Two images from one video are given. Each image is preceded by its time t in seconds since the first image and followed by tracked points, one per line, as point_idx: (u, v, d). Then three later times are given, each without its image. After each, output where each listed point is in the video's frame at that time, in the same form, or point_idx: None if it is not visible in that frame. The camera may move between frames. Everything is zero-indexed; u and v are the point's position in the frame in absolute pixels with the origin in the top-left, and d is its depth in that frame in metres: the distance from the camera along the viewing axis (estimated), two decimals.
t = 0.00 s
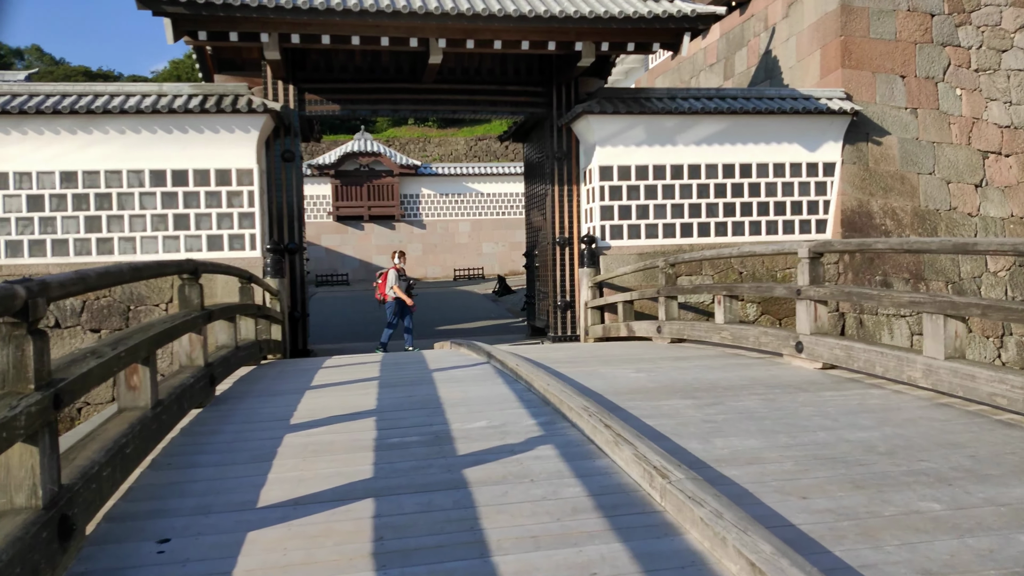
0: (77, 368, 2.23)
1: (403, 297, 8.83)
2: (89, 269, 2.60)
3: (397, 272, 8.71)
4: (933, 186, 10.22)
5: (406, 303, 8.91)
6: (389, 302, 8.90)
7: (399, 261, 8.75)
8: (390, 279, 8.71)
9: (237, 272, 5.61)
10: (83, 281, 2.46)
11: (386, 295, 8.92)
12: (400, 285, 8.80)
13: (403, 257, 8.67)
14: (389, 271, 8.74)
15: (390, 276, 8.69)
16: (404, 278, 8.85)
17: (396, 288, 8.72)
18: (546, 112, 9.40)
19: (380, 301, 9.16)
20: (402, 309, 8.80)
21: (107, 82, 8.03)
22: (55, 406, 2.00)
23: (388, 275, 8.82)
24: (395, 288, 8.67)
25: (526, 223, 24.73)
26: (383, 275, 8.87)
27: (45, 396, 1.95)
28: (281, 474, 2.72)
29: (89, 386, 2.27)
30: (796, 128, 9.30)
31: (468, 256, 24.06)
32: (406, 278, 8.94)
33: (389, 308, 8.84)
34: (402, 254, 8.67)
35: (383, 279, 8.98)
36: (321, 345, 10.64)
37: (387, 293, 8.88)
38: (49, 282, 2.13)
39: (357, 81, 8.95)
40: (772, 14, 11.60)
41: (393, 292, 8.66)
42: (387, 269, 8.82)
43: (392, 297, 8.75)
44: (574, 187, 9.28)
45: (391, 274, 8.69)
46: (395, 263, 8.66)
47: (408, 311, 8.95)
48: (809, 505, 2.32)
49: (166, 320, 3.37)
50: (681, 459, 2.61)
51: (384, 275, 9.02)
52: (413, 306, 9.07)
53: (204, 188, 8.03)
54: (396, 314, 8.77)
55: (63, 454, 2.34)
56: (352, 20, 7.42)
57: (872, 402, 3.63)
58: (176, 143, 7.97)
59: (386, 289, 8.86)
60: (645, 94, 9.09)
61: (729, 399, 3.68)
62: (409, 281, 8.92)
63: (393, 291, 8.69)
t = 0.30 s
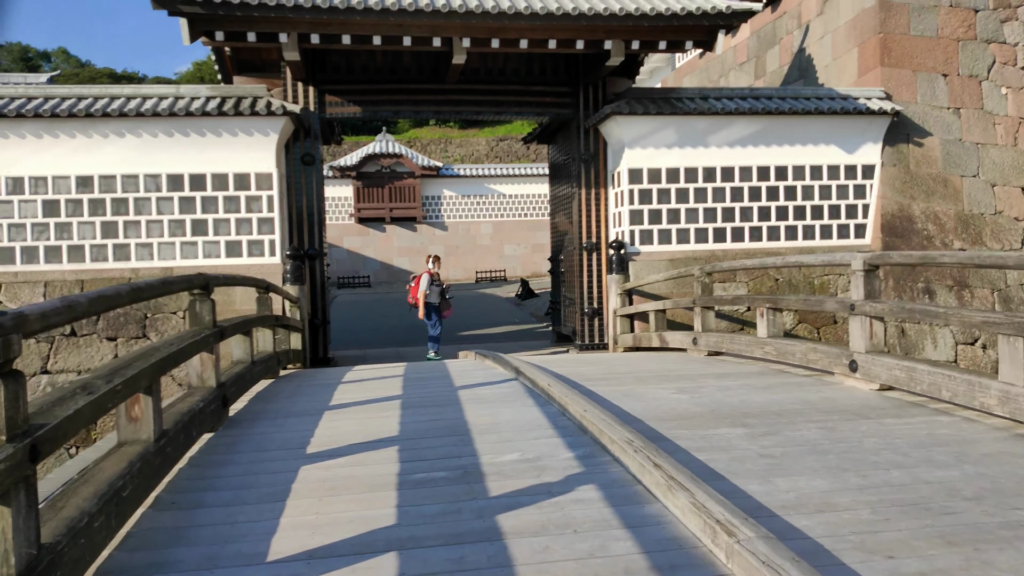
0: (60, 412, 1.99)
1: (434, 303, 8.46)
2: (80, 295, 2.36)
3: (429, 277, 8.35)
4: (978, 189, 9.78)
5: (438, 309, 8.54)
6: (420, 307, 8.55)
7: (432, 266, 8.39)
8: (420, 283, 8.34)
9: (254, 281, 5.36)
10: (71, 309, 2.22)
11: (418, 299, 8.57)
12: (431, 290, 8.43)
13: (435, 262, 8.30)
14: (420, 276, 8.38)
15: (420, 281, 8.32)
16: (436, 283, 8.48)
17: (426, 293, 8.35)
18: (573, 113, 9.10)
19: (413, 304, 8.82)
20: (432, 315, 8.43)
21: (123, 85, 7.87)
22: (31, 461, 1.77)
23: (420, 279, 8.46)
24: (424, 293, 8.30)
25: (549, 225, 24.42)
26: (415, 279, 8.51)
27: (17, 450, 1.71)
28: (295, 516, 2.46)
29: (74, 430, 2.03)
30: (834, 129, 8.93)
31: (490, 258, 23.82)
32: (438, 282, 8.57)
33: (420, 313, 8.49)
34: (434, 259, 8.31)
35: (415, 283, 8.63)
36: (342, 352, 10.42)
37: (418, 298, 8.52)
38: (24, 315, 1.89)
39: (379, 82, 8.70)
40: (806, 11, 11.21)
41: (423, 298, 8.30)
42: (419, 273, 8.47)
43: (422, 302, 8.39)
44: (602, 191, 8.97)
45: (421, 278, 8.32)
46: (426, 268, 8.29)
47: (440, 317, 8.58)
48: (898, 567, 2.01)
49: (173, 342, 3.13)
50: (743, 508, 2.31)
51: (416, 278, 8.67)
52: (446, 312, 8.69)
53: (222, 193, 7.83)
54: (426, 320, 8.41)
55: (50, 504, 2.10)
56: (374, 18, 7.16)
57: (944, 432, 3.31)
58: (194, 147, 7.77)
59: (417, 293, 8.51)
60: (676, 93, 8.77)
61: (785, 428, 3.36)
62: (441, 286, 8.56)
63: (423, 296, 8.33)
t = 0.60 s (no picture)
0: (22, 448, 1.73)
1: (451, 307, 8.14)
2: (51, 311, 2.09)
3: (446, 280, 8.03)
4: (1005, 189, 9.47)
5: (456, 314, 8.21)
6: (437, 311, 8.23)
7: (450, 269, 8.10)
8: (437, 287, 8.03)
9: (256, 287, 5.11)
10: (38, 327, 1.95)
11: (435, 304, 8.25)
12: (449, 294, 8.10)
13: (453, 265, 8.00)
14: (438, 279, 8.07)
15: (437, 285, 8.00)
16: (453, 286, 8.16)
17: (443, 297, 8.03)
18: (586, 111, 8.84)
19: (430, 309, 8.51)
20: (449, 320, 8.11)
21: (123, 83, 7.66)
22: None
23: (437, 283, 8.15)
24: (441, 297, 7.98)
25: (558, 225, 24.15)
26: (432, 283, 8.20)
27: None
28: (293, 556, 2.21)
29: (39, 468, 1.77)
30: (856, 128, 8.64)
31: (498, 259, 23.59)
32: (456, 286, 8.26)
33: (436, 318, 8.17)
34: (451, 261, 8.01)
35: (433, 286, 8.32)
36: (348, 356, 10.19)
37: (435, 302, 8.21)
38: None
39: (386, 79, 8.45)
40: (825, 6, 10.91)
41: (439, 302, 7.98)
42: (437, 277, 8.16)
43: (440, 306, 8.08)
44: (616, 191, 8.70)
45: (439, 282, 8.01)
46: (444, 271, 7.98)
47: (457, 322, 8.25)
48: None
49: (163, 357, 2.87)
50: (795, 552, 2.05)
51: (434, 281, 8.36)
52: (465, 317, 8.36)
53: (225, 194, 7.59)
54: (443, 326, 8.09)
55: (13, 550, 1.85)
56: (382, 13, 6.92)
57: (1002, 456, 3.04)
58: (196, 147, 7.54)
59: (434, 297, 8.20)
60: (693, 91, 8.50)
61: (827, 450, 3.10)
62: (460, 291, 8.24)
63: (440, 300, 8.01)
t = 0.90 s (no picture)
0: None
1: (472, 313, 7.80)
2: (19, 347, 1.87)
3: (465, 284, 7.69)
4: None
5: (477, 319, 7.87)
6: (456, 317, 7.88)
7: (466, 273, 7.78)
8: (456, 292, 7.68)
9: (260, 298, 4.89)
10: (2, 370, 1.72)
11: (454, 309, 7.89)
12: (468, 298, 7.76)
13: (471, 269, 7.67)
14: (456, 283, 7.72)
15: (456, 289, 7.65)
16: (472, 291, 7.83)
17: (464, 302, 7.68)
18: (601, 113, 8.60)
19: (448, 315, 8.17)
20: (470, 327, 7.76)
21: (126, 85, 7.47)
22: None
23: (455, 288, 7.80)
24: (462, 302, 7.64)
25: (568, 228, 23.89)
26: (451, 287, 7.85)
27: None
28: None
29: None
30: (880, 130, 8.37)
31: (507, 262, 23.38)
32: (475, 291, 7.92)
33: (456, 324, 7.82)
34: (469, 265, 7.69)
35: (450, 292, 7.96)
36: (356, 363, 9.98)
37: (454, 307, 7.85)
38: None
39: (395, 81, 8.23)
40: (844, 5, 10.63)
41: (461, 308, 7.63)
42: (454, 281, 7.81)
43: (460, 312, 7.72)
44: (632, 196, 8.46)
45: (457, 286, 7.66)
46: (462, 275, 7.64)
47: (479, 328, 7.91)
48: None
49: (159, 382, 2.65)
50: None
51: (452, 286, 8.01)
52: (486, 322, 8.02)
53: (231, 199, 7.39)
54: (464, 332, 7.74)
55: None
56: (391, 13, 6.70)
57: None
58: (201, 152, 7.34)
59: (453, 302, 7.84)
60: (712, 92, 8.25)
61: (875, 484, 2.86)
62: (478, 295, 7.90)
63: (460, 306, 7.65)
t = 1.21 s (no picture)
0: None
1: (498, 319, 7.56)
2: None
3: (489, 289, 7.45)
4: None
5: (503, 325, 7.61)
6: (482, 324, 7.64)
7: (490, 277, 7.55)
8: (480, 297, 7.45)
9: (273, 305, 4.67)
10: None
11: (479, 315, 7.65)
12: (493, 304, 7.52)
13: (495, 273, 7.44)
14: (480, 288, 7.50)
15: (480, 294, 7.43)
16: (496, 297, 7.59)
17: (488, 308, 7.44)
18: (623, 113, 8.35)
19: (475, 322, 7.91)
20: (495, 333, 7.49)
21: (138, 86, 7.31)
22: None
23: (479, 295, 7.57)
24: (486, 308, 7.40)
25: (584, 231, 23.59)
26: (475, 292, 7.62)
27: None
28: None
29: None
30: (912, 129, 8.06)
31: (522, 266, 23.15)
32: (499, 296, 7.70)
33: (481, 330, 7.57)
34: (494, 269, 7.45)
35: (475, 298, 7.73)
36: (372, 370, 9.77)
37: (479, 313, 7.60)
38: None
39: (412, 81, 8.02)
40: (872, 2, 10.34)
41: (485, 314, 7.40)
42: (479, 287, 7.59)
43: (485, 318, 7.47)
44: (655, 198, 8.20)
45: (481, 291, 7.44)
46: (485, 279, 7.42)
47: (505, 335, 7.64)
48: None
49: (159, 400, 2.42)
50: None
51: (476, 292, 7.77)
52: (513, 328, 7.76)
53: (244, 202, 7.20)
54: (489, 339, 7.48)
55: None
56: (409, 9, 6.50)
57: None
58: (213, 154, 7.16)
59: (478, 308, 7.61)
60: (738, 91, 7.99)
61: (945, 514, 2.59)
62: (503, 300, 7.66)
63: (484, 312, 7.43)
